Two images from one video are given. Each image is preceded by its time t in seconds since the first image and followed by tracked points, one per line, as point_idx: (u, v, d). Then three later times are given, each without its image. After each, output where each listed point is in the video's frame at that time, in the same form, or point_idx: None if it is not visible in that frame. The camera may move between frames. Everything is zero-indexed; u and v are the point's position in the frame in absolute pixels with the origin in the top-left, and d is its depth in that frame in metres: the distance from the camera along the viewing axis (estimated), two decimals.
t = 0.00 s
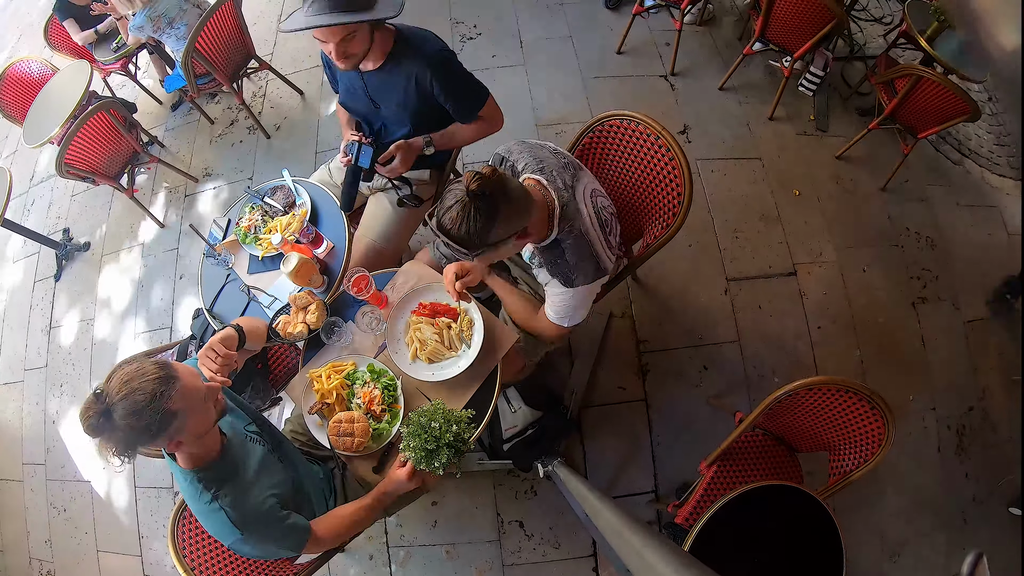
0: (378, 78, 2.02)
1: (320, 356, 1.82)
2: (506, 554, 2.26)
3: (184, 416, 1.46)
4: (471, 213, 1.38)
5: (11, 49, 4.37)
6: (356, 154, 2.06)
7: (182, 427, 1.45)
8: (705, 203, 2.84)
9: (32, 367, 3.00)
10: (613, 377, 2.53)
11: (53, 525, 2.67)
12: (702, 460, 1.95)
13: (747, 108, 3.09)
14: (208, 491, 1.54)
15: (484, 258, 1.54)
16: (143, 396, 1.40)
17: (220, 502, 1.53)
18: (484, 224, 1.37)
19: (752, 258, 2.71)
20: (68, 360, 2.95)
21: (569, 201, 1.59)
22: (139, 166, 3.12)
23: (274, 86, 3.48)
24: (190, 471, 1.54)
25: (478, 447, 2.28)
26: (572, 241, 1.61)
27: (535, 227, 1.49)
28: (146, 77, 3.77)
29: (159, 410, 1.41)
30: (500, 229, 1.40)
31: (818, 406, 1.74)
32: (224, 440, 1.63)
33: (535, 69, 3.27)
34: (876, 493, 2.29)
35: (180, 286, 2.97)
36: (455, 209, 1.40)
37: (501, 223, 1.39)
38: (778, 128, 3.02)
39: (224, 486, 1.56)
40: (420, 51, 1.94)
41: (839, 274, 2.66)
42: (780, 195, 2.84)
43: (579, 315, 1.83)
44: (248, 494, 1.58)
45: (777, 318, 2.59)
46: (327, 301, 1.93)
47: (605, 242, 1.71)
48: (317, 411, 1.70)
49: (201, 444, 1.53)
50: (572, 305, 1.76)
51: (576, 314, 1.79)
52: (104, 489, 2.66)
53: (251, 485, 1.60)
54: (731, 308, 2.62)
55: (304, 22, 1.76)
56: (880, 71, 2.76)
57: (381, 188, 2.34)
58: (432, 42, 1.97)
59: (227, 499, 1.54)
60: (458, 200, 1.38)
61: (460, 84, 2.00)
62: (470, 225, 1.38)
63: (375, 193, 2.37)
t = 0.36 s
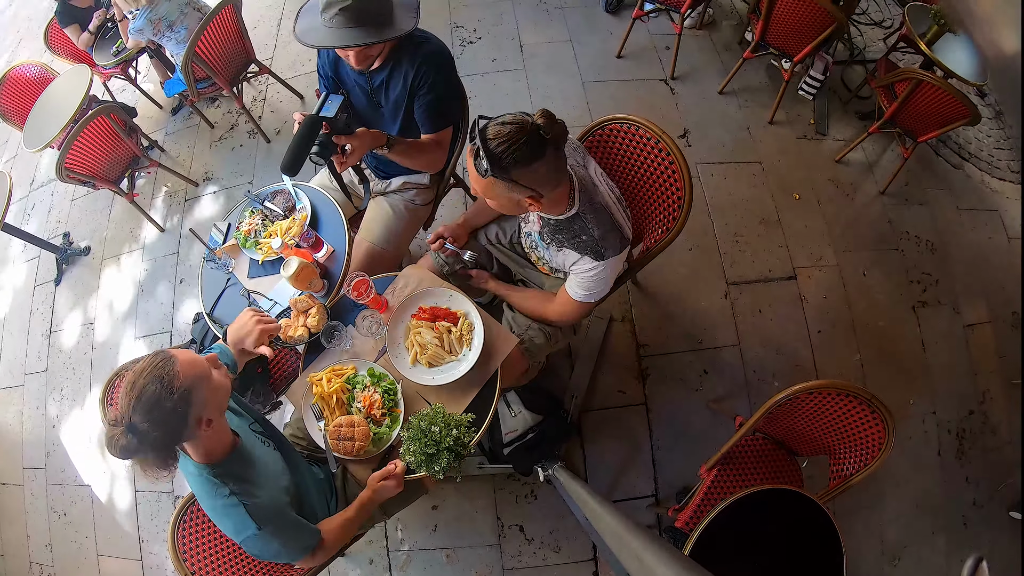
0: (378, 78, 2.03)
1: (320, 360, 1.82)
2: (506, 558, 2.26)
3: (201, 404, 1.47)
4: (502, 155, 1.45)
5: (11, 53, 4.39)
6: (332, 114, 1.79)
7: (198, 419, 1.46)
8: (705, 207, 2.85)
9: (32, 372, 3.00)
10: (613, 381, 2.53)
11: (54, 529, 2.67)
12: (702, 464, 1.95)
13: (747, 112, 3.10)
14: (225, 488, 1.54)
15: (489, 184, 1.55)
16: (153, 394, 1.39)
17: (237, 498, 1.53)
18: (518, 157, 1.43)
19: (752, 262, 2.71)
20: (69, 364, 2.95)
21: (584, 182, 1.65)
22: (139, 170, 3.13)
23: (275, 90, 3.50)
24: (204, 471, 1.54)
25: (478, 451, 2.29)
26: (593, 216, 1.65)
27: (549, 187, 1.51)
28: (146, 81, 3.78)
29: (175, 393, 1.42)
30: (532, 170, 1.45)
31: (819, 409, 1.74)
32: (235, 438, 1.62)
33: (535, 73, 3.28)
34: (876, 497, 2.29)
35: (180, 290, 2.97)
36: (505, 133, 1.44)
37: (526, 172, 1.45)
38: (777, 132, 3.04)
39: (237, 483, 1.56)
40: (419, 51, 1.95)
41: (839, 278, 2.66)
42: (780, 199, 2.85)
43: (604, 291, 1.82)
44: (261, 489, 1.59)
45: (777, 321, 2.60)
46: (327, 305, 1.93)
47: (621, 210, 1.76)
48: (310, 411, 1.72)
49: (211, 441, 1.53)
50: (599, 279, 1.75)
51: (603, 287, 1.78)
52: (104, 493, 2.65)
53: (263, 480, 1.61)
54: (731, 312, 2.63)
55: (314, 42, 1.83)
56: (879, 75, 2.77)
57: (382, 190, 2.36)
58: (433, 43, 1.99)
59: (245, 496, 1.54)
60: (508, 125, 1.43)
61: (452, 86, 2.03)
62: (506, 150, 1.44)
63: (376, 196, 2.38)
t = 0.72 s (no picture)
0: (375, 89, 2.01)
1: (320, 364, 1.83)
2: (506, 562, 2.25)
3: (183, 486, 1.45)
4: (644, 81, 1.52)
5: (11, 57, 4.40)
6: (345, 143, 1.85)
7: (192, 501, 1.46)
8: (705, 211, 2.86)
9: (31, 376, 3.00)
10: (613, 385, 2.53)
11: (54, 533, 2.66)
12: (702, 468, 1.95)
13: (747, 116, 3.11)
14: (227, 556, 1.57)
15: (636, 123, 1.56)
16: (142, 486, 1.39)
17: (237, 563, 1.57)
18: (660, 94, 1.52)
19: (752, 266, 2.72)
20: (69, 368, 2.95)
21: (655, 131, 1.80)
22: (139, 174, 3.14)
23: (275, 93, 3.51)
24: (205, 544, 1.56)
25: (478, 455, 2.29)
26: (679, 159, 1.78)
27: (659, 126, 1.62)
28: (146, 85, 3.80)
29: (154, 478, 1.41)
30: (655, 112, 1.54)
31: (819, 413, 1.74)
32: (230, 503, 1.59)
33: (535, 77, 3.30)
34: (877, 501, 2.29)
35: (180, 294, 2.98)
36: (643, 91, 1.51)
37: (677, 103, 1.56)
38: (778, 136, 3.05)
39: (237, 547, 1.58)
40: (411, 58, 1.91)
41: (839, 282, 2.67)
42: (780, 203, 2.86)
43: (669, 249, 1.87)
44: (257, 546, 1.60)
45: (777, 325, 2.60)
46: (327, 308, 1.93)
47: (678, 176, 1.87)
48: (308, 415, 1.73)
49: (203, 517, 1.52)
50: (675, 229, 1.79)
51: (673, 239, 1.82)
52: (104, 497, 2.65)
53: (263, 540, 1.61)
54: (731, 316, 2.63)
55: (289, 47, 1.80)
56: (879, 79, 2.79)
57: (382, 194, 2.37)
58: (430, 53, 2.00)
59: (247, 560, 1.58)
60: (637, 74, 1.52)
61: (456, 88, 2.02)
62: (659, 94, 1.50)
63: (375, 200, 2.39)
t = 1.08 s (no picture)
0: (352, 97, 1.98)
1: (320, 367, 1.83)
2: (506, 566, 2.25)
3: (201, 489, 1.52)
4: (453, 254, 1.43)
5: (12, 61, 4.41)
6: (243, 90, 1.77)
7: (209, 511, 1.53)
8: (705, 215, 2.86)
9: (31, 380, 3.00)
10: (613, 388, 2.53)
11: (54, 537, 2.65)
12: (702, 472, 1.95)
13: (747, 120, 3.13)
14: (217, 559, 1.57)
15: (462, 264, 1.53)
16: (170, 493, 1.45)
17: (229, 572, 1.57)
18: (480, 258, 1.44)
19: (752, 270, 2.72)
20: (68, 372, 2.95)
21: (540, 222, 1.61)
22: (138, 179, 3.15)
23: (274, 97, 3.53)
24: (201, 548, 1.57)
25: (478, 459, 2.30)
26: (552, 263, 1.62)
27: (516, 255, 1.53)
28: (146, 89, 3.81)
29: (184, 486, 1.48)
30: (494, 262, 1.48)
31: (820, 417, 1.74)
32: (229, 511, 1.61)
33: (535, 81, 3.31)
34: (877, 505, 2.28)
35: (180, 298, 2.98)
36: (452, 242, 1.44)
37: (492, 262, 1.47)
38: (778, 140, 3.06)
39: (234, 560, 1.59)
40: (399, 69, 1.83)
41: (839, 286, 2.67)
42: (780, 207, 2.86)
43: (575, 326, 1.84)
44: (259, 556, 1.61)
45: (777, 329, 2.60)
46: (327, 312, 1.93)
47: (588, 255, 1.70)
48: (309, 421, 1.72)
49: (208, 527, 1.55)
50: (562, 315, 1.76)
51: (569, 322, 1.79)
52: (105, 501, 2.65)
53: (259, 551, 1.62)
54: (731, 320, 2.63)
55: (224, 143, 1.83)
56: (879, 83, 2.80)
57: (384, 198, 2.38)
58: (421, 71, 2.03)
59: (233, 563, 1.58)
60: (452, 235, 1.43)
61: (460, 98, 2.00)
62: (466, 262, 1.44)
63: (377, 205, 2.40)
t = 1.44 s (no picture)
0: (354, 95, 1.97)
1: (320, 371, 1.83)
2: (506, 570, 2.25)
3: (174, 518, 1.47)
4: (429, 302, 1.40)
5: (13, 64, 4.42)
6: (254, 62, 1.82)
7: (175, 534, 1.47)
8: (705, 218, 2.87)
9: (32, 383, 3.00)
10: (613, 392, 2.53)
11: (54, 540, 2.65)
12: (702, 476, 1.95)
13: (748, 123, 3.14)
14: None
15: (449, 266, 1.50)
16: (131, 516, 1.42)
17: None
18: (450, 309, 1.42)
19: (752, 273, 2.72)
20: (69, 375, 2.95)
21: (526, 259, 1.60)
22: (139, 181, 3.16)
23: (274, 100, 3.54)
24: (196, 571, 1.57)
25: (478, 462, 2.30)
26: (536, 297, 1.63)
27: (491, 306, 1.53)
28: (147, 91, 3.82)
29: (149, 513, 1.44)
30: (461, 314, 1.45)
31: (820, 421, 1.74)
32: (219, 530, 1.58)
33: (535, 84, 3.33)
34: (877, 509, 2.28)
35: (180, 301, 2.99)
36: (424, 291, 1.42)
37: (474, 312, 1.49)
38: (778, 143, 3.07)
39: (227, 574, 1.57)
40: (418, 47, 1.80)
41: (839, 290, 2.67)
42: (780, 211, 2.87)
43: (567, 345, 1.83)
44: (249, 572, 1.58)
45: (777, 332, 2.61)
46: (328, 315, 1.94)
47: (576, 284, 1.65)
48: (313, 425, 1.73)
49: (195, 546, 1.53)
50: (556, 337, 1.76)
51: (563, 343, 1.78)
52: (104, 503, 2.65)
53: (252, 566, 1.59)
54: (731, 323, 2.64)
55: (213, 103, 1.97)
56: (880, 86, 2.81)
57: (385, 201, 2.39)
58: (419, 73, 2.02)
59: None
60: (425, 287, 1.40)
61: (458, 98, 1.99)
62: (433, 312, 1.41)
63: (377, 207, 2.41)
